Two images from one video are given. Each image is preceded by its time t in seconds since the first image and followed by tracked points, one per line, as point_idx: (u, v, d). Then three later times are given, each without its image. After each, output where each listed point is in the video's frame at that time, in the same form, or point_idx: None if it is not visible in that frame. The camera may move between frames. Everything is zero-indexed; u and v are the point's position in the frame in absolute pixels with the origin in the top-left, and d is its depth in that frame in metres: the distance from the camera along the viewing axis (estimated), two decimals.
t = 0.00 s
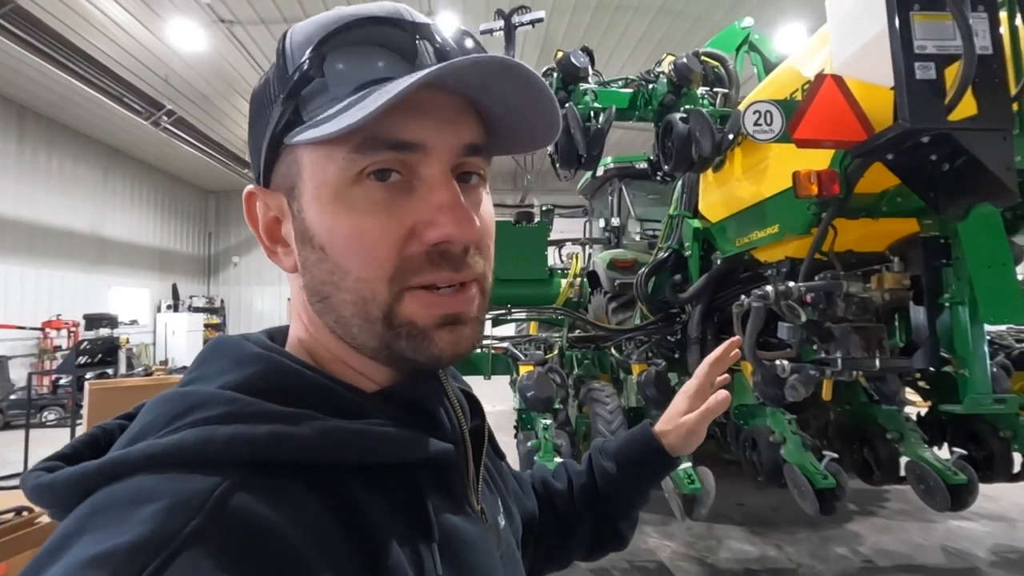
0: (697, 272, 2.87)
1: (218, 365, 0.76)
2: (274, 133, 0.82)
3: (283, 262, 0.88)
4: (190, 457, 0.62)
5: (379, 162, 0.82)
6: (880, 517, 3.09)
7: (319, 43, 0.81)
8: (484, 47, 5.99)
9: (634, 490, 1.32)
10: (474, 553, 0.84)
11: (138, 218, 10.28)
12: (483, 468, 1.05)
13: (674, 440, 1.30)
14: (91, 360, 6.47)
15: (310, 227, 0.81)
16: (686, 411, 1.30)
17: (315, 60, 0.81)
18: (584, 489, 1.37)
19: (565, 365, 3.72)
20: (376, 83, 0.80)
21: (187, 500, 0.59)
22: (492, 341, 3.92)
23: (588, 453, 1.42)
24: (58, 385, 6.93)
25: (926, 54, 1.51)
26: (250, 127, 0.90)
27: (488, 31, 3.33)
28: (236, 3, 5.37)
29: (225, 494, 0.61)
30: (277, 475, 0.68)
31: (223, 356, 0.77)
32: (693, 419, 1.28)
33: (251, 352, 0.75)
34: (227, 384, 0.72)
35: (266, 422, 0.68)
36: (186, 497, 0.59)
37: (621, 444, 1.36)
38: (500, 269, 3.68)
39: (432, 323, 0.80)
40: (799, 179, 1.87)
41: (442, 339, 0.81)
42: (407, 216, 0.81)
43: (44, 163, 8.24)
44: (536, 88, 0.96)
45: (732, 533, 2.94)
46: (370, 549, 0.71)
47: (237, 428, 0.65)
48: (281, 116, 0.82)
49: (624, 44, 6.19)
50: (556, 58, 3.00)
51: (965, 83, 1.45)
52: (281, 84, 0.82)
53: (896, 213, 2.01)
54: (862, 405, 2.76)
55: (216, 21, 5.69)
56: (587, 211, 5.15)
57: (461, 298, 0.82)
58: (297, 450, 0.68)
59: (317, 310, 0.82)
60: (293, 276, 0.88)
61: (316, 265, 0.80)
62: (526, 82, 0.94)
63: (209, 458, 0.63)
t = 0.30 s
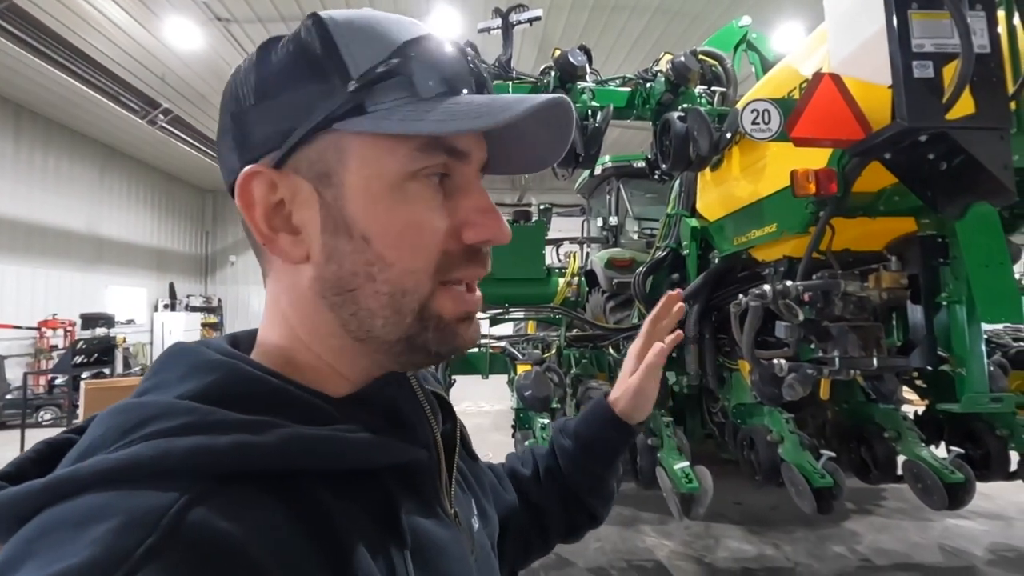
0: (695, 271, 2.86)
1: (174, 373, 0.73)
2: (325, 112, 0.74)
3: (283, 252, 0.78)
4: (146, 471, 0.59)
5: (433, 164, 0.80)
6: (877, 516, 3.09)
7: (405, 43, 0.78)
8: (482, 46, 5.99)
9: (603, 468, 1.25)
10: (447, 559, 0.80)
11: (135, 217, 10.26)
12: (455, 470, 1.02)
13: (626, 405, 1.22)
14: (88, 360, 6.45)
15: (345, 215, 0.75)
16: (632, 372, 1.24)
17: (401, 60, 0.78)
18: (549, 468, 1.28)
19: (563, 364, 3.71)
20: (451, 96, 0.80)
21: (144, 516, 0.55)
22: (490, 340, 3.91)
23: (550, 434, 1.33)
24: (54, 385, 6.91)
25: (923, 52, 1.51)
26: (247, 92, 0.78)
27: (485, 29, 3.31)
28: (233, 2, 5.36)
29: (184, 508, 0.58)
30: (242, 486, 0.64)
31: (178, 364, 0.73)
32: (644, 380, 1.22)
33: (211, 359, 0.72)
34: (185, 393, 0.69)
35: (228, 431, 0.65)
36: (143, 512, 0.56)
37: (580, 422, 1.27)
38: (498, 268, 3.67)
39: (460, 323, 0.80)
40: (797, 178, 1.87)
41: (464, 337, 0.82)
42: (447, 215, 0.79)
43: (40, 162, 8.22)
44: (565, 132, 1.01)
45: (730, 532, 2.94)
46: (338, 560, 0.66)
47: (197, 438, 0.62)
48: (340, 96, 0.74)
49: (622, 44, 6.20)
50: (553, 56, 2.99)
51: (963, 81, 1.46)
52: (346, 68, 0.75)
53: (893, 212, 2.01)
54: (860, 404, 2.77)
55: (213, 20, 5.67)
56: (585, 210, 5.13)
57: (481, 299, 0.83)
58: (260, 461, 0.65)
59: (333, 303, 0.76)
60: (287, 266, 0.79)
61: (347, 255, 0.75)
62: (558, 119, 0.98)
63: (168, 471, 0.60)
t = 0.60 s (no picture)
0: (692, 270, 2.87)
1: (150, 373, 0.69)
2: (411, 108, 0.75)
3: (343, 238, 0.74)
4: (126, 479, 0.55)
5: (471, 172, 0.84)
6: (873, 514, 3.10)
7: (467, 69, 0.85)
8: (480, 44, 5.99)
9: (565, 444, 1.24)
10: (438, 553, 0.80)
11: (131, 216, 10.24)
12: (443, 462, 1.01)
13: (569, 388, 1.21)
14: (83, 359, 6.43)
15: (412, 204, 0.76)
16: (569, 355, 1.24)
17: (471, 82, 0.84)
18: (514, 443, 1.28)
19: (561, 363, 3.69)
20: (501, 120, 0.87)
21: (129, 525, 0.52)
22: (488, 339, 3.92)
23: (512, 411, 1.33)
24: (50, 384, 6.88)
25: (920, 51, 1.52)
26: (311, 64, 0.73)
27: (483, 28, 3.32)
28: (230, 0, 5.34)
29: (169, 515, 0.54)
30: (228, 489, 0.61)
31: (156, 363, 0.70)
32: (574, 363, 1.21)
33: (192, 357, 0.69)
34: (164, 394, 0.66)
35: (211, 433, 0.62)
36: (127, 521, 0.52)
37: (535, 400, 1.26)
38: (496, 267, 3.66)
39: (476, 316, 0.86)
40: (794, 177, 1.87)
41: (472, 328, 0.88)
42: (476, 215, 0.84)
43: (36, 160, 8.20)
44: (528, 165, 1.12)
45: (727, 530, 2.94)
46: (333, 561, 0.66)
47: (181, 441, 0.59)
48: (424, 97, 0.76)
49: (619, 43, 6.21)
50: (551, 54, 3.01)
51: (959, 79, 1.46)
52: (429, 72, 0.77)
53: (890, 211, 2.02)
54: (857, 402, 2.77)
55: (209, 17, 5.64)
56: (583, 207, 5.08)
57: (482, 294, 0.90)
58: (246, 464, 0.62)
59: (381, 289, 0.75)
60: (326, 251, 0.75)
61: (408, 245, 0.75)
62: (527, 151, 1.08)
63: (149, 477, 0.57)
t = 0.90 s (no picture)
0: (686, 269, 2.88)
1: (139, 364, 0.70)
2: (427, 114, 0.76)
3: (350, 236, 0.74)
4: (113, 473, 0.56)
5: (476, 182, 0.85)
6: (866, 511, 3.13)
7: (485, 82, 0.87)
8: (475, 44, 5.99)
9: (552, 435, 1.25)
10: (429, 546, 0.80)
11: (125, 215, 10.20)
12: (434, 457, 1.02)
13: (551, 380, 1.21)
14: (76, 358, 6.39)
15: (418, 206, 0.76)
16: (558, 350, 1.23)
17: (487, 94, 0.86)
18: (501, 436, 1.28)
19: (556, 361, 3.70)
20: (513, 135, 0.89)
21: (115, 520, 0.52)
22: (483, 338, 3.92)
23: (498, 406, 1.34)
24: (43, 383, 6.83)
25: (910, 51, 1.53)
26: (333, 59, 0.74)
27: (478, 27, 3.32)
28: None
29: (155, 511, 0.55)
30: (217, 483, 0.62)
31: (144, 354, 0.70)
32: (553, 355, 1.20)
33: (181, 350, 0.69)
34: (152, 386, 0.66)
35: (199, 428, 0.62)
36: (114, 516, 0.53)
37: (520, 394, 1.26)
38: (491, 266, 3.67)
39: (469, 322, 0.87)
40: (786, 176, 1.88)
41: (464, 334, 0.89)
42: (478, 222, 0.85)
43: (28, 158, 8.16)
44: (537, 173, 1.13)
45: (721, 528, 2.96)
46: (325, 557, 0.67)
47: (168, 436, 0.59)
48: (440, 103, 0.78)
49: (613, 42, 6.23)
50: (546, 54, 3.01)
51: (949, 79, 1.47)
52: (447, 80, 0.79)
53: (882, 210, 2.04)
54: (850, 401, 2.76)
55: (203, 15, 5.63)
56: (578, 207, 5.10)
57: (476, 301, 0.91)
58: (236, 459, 0.62)
59: (382, 289, 0.76)
60: (329, 247, 0.75)
61: (412, 246, 0.76)
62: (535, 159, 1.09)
63: (137, 471, 0.57)
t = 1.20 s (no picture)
0: (681, 270, 2.89)
1: (140, 365, 0.70)
2: (416, 115, 0.75)
3: (332, 237, 0.74)
4: (114, 474, 0.56)
5: (476, 186, 0.82)
6: (859, 510, 3.14)
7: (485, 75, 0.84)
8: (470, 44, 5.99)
9: (552, 438, 1.26)
10: (428, 548, 0.80)
11: (118, 215, 10.15)
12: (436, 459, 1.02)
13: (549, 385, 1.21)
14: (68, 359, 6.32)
15: (404, 212, 0.75)
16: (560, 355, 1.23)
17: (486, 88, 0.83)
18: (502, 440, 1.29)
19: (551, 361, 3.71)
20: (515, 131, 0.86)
21: (114, 522, 0.52)
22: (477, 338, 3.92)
23: (498, 409, 1.34)
24: (33, 384, 6.74)
25: (903, 53, 1.54)
26: (320, 59, 0.74)
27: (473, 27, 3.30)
28: None
29: (155, 513, 0.55)
30: (217, 484, 0.62)
31: (145, 355, 0.70)
32: (549, 361, 1.19)
33: (182, 351, 0.69)
34: (154, 386, 0.66)
35: (200, 429, 0.62)
36: (113, 518, 0.53)
37: (521, 397, 1.26)
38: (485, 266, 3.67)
39: (470, 327, 0.85)
40: (780, 177, 1.89)
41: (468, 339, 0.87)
42: (479, 227, 0.83)
43: (20, 157, 8.10)
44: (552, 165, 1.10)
45: (715, 527, 2.97)
46: (320, 558, 0.66)
47: (170, 436, 0.59)
48: (427, 103, 0.76)
49: (608, 43, 6.23)
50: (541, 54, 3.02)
51: (941, 82, 1.48)
52: (435, 77, 0.77)
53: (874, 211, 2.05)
54: (843, 400, 2.77)
55: (197, 13, 5.60)
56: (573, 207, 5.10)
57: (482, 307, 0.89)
58: (236, 460, 0.62)
59: (371, 293, 0.75)
60: (317, 251, 0.75)
61: (398, 253, 0.74)
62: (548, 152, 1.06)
63: (137, 473, 0.57)
